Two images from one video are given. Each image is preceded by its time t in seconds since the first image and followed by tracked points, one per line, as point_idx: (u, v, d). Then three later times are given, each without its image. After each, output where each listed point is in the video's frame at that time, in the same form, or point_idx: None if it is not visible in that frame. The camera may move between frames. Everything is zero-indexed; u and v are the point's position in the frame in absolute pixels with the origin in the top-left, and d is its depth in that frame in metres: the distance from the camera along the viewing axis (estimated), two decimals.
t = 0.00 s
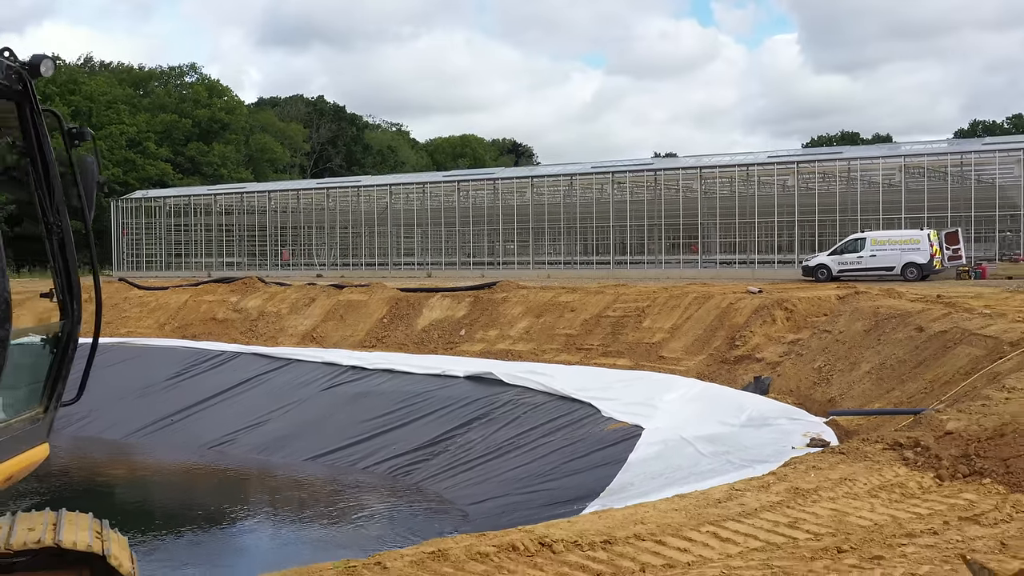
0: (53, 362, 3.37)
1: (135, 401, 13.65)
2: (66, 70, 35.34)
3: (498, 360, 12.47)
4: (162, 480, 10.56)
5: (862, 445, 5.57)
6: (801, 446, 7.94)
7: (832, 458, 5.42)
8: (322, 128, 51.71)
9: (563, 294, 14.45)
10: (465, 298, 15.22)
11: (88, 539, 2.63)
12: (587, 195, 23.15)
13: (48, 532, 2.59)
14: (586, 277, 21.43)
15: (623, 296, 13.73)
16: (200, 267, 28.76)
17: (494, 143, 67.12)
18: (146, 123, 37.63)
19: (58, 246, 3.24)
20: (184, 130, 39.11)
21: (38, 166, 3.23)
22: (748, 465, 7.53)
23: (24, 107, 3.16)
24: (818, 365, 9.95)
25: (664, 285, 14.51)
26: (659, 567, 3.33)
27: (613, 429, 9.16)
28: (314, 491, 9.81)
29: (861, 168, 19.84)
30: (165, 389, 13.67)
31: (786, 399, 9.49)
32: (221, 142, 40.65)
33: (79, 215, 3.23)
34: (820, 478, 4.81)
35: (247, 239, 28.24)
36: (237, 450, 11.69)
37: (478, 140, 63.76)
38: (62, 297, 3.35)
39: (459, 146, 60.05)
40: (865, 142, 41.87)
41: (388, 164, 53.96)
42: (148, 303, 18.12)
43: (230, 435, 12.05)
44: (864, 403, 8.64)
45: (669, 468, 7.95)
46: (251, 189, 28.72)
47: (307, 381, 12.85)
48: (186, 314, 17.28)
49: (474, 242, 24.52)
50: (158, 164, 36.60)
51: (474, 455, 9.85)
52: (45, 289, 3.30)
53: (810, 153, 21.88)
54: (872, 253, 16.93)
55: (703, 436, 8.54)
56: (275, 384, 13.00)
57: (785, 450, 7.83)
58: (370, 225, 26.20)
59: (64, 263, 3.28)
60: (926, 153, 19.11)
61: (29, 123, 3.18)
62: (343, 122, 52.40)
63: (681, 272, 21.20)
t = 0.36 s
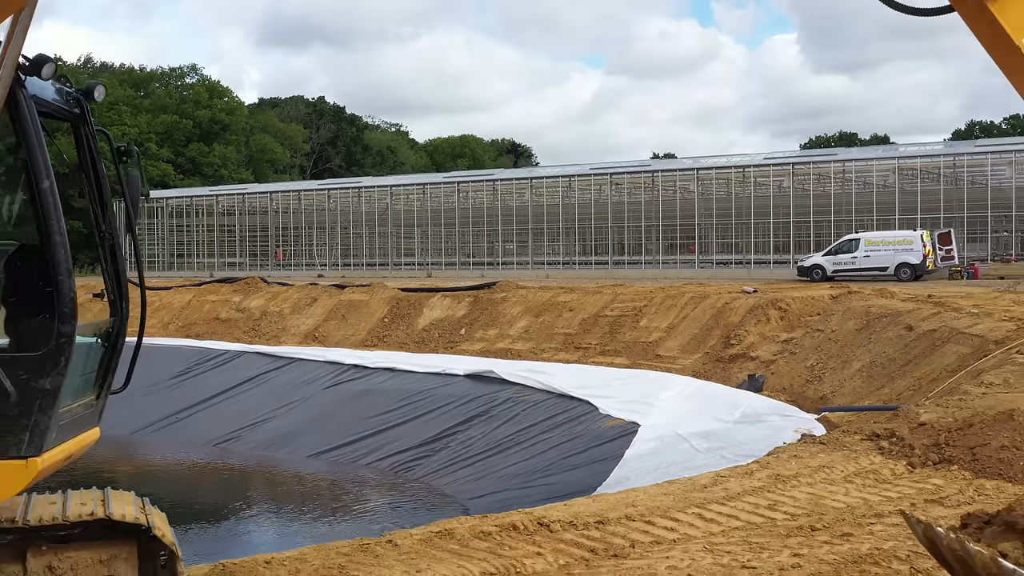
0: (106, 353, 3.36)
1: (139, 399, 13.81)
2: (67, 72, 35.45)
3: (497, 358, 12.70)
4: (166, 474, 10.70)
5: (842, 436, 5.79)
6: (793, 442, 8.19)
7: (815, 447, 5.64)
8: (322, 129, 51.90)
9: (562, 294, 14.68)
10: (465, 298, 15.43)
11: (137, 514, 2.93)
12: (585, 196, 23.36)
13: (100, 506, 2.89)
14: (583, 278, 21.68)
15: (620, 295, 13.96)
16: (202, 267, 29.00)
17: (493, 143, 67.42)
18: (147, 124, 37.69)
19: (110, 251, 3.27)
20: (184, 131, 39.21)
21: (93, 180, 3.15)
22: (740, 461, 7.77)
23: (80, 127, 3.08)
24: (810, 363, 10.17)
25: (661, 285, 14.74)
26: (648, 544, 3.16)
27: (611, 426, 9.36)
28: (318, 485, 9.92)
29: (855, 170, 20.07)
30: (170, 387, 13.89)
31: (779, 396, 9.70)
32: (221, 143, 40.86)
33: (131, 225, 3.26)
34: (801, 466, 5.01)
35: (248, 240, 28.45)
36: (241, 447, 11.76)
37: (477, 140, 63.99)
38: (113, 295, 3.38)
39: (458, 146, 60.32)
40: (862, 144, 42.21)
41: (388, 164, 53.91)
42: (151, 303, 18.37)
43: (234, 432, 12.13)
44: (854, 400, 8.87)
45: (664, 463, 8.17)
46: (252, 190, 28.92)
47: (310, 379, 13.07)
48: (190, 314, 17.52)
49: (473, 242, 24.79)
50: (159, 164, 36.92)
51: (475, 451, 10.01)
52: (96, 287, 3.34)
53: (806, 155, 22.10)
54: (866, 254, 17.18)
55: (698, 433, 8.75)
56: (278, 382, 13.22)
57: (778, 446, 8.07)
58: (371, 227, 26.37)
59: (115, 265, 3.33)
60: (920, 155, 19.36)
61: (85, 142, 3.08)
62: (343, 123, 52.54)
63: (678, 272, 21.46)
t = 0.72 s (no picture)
0: (144, 345, 3.22)
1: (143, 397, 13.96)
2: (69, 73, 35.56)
3: (496, 357, 12.92)
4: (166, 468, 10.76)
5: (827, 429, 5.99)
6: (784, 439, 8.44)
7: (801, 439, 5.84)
8: (322, 130, 52.11)
9: (560, 294, 14.90)
10: (465, 298, 15.64)
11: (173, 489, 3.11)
12: (584, 197, 23.54)
13: (137, 483, 3.07)
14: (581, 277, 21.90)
15: (617, 295, 14.19)
16: (203, 267, 29.16)
17: (491, 144, 67.68)
18: (148, 124, 37.77)
19: (148, 251, 3.25)
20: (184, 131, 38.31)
21: (133, 194, 3.17)
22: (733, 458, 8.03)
23: (120, 140, 3.05)
24: (803, 361, 10.38)
25: (658, 284, 14.94)
26: (639, 521, 2.98)
27: (608, 422, 9.55)
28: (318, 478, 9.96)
29: (849, 171, 20.31)
30: (174, 385, 14.08)
31: (772, 393, 9.91)
32: (222, 144, 40.94)
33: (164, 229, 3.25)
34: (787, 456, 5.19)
35: (249, 240, 28.62)
36: (244, 443, 11.78)
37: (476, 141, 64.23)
38: (150, 292, 3.32)
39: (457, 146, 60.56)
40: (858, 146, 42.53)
41: (388, 165, 53.84)
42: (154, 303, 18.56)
43: (237, 430, 12.16)
44: (845, 397, 9.07)
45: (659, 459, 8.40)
46: (254, 190, 29.13)
47: (312, 378, 13.27)
48: (193, 313, 17.72)
49: (472, 243, 25.04)
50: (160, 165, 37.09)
51: (474, 446, 10.06)
52: (135, 285, 3.28)
53: (802, 156, 22.34)
54: (860, 254, 17.40)
55: (692, 429, 8.98)
56: (280, 381, 13.41)
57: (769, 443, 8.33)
58: (371, 227, 26.57)
59: (152, 263, 3.30)
60: (913, 157, 19.61)
61: (126, 153, 3.07)
62: (343, 124, 52.76)
63: (675, 272, 21.66)
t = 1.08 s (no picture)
0: (169, 340, 3.31)
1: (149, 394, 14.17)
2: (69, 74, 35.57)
3: (495, 355, 13.13)
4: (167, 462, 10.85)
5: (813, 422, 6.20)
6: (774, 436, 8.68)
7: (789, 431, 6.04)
8: (321, 130, 52.23)
9: (558, 293, 15.11)
10: (464, 297, 15.84)
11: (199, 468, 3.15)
12: (581, 198, 23.68)
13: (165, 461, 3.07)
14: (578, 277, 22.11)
15: (614, 294, 14.40)
16: (203, 267, 29.29)
17: (491, 144, 67.87)
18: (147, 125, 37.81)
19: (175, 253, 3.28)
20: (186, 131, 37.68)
21: (160, 194, 3.21)
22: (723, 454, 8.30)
23: (152, 149, 3.17)
24: (795, 358, 10.58)
25: (654, 283, 15.15)
26: (626, 502, 3.21)
27: (605, 418, 9.73)
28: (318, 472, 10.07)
29: (843, 172, 20.56)
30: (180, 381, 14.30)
31: (765, 390, 10.13)
32: (222, 144, 40.96)
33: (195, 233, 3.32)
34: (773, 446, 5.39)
35: (249, 240, 28.77)
36: (248, 439, 11.88)
37: (475, 141, 64.38)
38: (177, 288, 3.33)
39: (456, 146, 60.73)
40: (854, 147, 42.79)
41: (388, 165, 54.08)
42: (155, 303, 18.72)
43: (241, 426, 12.27)
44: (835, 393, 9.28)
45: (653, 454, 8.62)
46: (255, 190, 29.26)
47: (313, 375, 13.49)
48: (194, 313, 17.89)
49: (472, 242, 25.25)
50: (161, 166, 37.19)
51: (473, 441, 10.18)
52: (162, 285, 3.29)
53: (798, 157, 22.55)
54: (854, 254, 17.64)
55: (686, 425, 9.21)
56: (283, 378, 13.63)
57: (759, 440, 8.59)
58: (371, 227, 26.79)
59: (179, 264, 3.30)
60: (907, 158, 19.85)
61: (157, 161, 3.18)
62: (343, 124, 52.89)
63: (672, 271, 21.86)
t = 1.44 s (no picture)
0: (187, 339, 3.49)
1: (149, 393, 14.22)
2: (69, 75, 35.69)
3: (494, 354, 13.32)
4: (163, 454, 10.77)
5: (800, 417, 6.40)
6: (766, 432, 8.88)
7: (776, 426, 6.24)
8: (321, 130, 52.37)
9: (556, 293, 15.32)
10: (463, 297, 16.05)
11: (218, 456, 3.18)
12: (579, 199, 23.86)
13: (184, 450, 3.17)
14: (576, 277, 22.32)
15: (611, 294, 14.61)
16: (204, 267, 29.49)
17: (490, 144, 68.07)
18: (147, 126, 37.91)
19: (193, 255, 3.40)
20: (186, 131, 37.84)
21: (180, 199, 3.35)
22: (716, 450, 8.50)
23: (172, 158, 3.31)
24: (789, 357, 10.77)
25: (651, 283, 15.35)
26: (614, 489, 3.41)
27: (601, 415, 9.89)
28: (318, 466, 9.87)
29: (839, 173, 20.77)
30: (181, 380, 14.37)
31: (758, 387, 10.33)
32: (223, 145, 41.09)
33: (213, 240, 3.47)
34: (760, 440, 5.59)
35: (250, 240, 28.98)
36: (247, 434, 11.82)
37: (474, 142, 64.56)
38: (196, 288, 3.46)
39: (455, 147, 60.93)
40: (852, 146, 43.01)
41: (387, 165, 54.27)
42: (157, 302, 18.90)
43: (242, 424, 12.09)
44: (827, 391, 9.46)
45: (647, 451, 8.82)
46: (255, 191, 29.45)
47: (314, 374, 13.62)
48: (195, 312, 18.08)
49: (471, 243, 25.43)
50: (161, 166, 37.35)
51: (473, 438, 10.11)
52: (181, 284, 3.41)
53: (794, 158, 22.75)
54: (848, 254, 17.84)
55: (680, 422, 9.42)
56: (284, 377, 13.75)
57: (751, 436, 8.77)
58: (371, 227, 27.00)
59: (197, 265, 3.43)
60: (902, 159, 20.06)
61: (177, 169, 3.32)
62: (342, 125, 53.06)
63: (669, 272, 22.06)
